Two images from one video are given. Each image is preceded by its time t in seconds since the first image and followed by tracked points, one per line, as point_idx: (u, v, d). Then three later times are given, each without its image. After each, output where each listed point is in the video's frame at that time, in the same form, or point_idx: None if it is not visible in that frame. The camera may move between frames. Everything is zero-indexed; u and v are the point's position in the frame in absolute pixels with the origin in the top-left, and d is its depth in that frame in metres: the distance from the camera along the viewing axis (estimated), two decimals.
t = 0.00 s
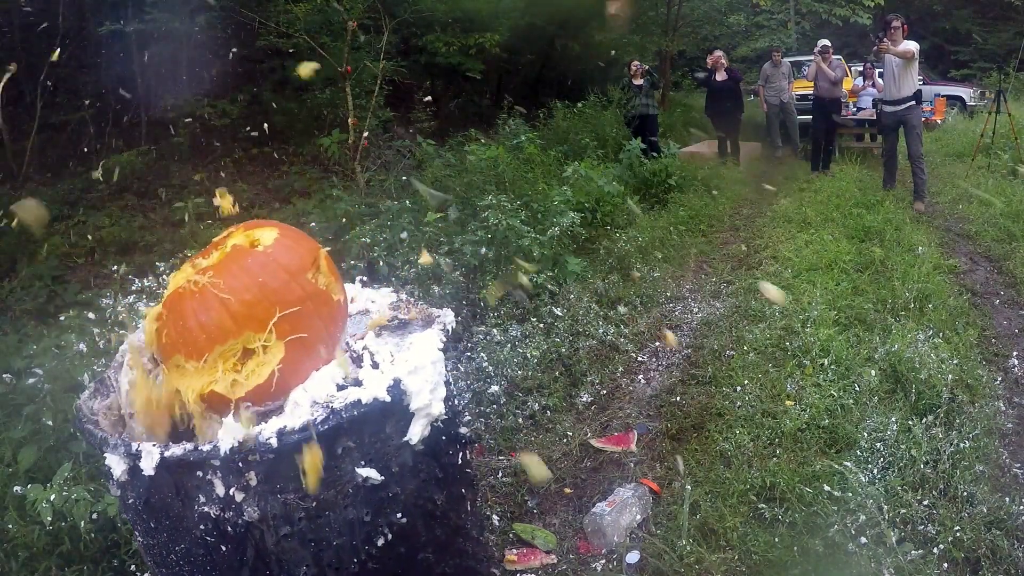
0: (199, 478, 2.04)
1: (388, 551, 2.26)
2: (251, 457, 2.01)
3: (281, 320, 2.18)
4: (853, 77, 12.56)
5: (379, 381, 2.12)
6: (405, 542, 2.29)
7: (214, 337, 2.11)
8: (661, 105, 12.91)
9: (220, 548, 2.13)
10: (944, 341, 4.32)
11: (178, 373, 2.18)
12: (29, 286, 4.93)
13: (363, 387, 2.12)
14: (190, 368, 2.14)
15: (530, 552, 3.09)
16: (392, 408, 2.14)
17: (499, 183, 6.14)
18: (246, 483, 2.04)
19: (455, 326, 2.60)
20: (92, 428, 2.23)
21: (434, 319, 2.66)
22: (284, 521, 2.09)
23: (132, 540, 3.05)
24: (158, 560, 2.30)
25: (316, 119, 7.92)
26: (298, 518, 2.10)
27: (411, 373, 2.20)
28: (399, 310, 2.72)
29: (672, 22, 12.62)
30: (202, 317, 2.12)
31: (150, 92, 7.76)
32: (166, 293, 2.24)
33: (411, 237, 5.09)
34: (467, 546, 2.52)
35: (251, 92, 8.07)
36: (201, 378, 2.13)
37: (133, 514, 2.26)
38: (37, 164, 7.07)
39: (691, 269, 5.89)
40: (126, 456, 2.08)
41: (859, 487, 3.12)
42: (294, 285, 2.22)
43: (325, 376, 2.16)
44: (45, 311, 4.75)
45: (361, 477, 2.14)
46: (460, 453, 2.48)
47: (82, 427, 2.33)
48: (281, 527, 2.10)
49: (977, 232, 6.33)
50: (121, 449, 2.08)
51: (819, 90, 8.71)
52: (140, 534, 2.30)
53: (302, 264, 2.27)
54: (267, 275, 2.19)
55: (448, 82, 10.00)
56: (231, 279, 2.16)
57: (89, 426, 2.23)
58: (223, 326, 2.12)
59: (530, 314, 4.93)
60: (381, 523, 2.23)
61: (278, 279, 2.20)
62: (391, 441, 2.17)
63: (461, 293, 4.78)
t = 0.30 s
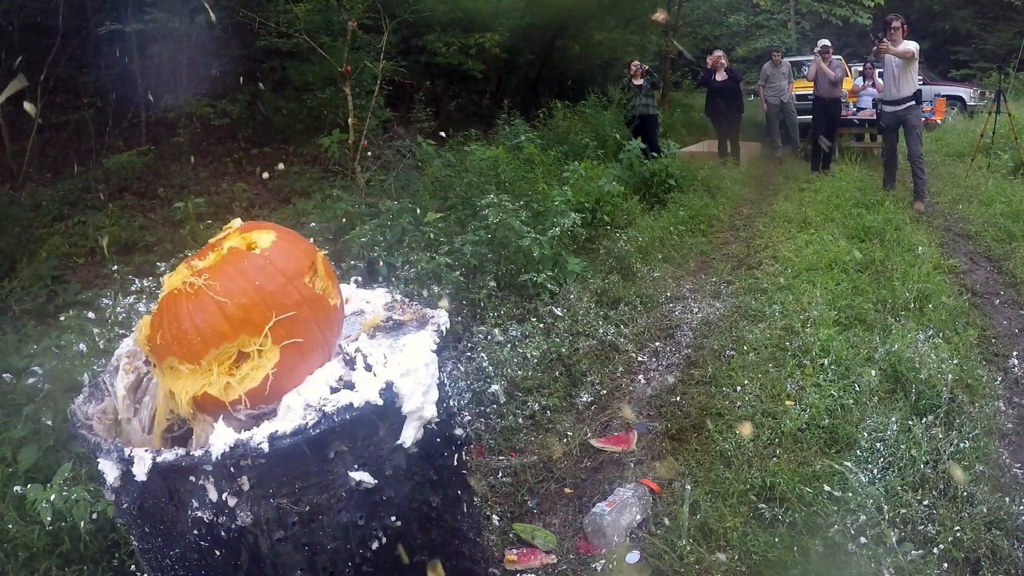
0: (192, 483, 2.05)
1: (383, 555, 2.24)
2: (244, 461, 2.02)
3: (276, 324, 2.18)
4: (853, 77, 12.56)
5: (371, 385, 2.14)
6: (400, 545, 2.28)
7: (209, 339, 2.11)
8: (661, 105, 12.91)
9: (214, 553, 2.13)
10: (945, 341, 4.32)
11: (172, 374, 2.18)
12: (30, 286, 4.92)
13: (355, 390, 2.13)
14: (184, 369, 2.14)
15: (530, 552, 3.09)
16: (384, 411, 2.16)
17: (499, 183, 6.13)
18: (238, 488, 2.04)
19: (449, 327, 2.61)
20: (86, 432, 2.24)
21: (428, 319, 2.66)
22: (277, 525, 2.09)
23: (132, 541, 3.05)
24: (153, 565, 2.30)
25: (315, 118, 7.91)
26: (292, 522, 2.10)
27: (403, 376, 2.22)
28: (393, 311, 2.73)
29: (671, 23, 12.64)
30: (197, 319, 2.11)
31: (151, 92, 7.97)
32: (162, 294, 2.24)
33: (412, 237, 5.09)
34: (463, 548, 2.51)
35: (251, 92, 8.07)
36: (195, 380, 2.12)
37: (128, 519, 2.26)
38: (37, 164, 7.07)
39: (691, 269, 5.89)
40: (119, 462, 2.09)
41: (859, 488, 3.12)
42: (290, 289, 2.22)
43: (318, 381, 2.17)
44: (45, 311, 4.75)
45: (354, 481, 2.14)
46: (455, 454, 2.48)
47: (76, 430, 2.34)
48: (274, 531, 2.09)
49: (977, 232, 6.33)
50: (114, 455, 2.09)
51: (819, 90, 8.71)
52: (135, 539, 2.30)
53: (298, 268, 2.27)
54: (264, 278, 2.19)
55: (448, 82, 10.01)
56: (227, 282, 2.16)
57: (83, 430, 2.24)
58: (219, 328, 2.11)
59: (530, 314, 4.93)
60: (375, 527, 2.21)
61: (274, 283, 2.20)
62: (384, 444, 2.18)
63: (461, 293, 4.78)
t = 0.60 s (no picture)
0: (193, 484, 2.05)
1: (384, 555, 2.25)
2: (246, 462, 2.01)
3: (278, 324, 2.18)
4: (853, 77, 12.55)
5: (373, 386, 2.14)
6: (401, 546, 2.28)
7: (210, 338, 2.11)
8: (661, 105, 12.92)
9: (216, 553, 2.13)
10: (945, 341, 4.32)
11: (174, 374, 2.18)
12: (29, 286, 4.92)
13: (357, 391, 2.13)
14: (186, 369, 2.14)
15: (530, 552, 3.09)
16: (386, 412, 2.16)
17: (499, 183, 6.13)
18: (240, 489, 2.04)
19: (450, 327, 2.61)
20: (86, 434, 2.23)
21: (429, 320, 2.66)
22: (279, 526, 2.09)
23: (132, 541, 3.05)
24: (153, 565, 2.30)
25: (315, 118, 7.91)
26: (293, 522, 2.10)
27: (405, 377, 2.22)
28: (395, 311, 2.73)
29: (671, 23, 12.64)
30: (198, 318, 2.12)
31: (150, 92, 8.09)
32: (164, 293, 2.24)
33: (411, 237, 5.09)
34: (465, 548, 2.51)
35: (252, 93, 8.08)
36: (197, 379, 2.12)
37: (128, 520, 2.26)
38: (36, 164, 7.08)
39: (691, 269, 5.89)
40: (120, 463, 2.09)
41: (860, 487, 3.12)
42: (291, 288, 2.22)
43: (320, 381, 2.17)
44: (45, 311, 4.75)
45: (356, 482, 2.14)
46: (456, 455, 2.48)
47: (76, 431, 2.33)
48: (276, 531, 2.09)
49: (977, 232, 6.32)
50: (116, 455, 2.10)
51: (819, 90, 8.71)
52: (136, 539, 2.30)
53: (299, 268, 2.27)
54: (265, 278, 2.19)
55: (447, 82, 10.01)
56: (228, 281, 2.16)
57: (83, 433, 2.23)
58: (219, 327, 2.11)
59: (530, 314, 4.94)
60: (377, 528, 2.21)
61: (275, 282, 2.20)
62: (386, 445, 2.18)
63: (461, 293, 4.78)
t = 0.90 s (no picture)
0: (193, 485, 2.04)
1: (385, 556, 2.26)
2: (246, 463, 2.01)
3: (282, 322, 2.18)
4: (853, 77, 12.55)
5: (373, 387, 2.15)
6: (402, 546, 2.29)
7: (213, 331, 2.11)
8: (662, 105, 12.92)
9: (216, 554, 2.12)
10: (945, 341, 4.32)
11: (174, 369, 2.17)
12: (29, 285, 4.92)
13: (357, 392, 2.14)
14: (187, 362, 2.13)
15: (530, 552, 3.09)
16: (387, 413, 2.17)
17: (499, 183, 6.13)
18: (240, 490, 2.04)
19: (450, 327, 2.62)
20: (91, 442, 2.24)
21: (429, 319, 2.67)
22: (280, 527, 2.09)
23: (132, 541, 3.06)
24: (153, 565, 2.31)
25: (315, 118, 7.90)
26: (294, 524, 2.10)
27: (406, 378, 2.23)
28: (395, 312, 2.73)
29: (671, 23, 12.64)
30: (202, 311, 2.12)
31: (150, 91, 8.14)
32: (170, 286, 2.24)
33: (411, 237, 5.09)
34: (465, 548, 2.51)
35: (251, 92, 8.08)
36: (198, 374, 2.11)
37: (128, 520, 2.27)
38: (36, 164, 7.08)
39: (691, 269, 5.89)
40: (121, 464, 2.14)
41: (860, 487, 3.12)
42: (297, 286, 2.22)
43: (320, 382, 2.18)
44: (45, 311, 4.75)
45: (357, 483, 2.14)
46: (456, 455, 2.48)
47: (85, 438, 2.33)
48: (276, 532, 2.09)
49: (977, 232, 6.32)
50: (116, 459, 2.15)
51: (819, 90, 8.71)
52: (136, 539, 2.31)
53: (305, 266, 2.28)
54: (271, 274, 2.19)
55: (448, 82, 10.01)
56: (234, 277, 2.16)
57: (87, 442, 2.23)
58: (223, 321, 2.11)
59: (530, 314, 4.94)
60: (377, 529, 2.22)
61: (281, 279, 2.20)
62: (387, 446, 2.18)
63: (461, 292, 4.78)
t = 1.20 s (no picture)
0: (200, 482, 2.04)
1: (390, 555, 2.25)
2: (253, 461, 2.01)
3: (286, 323, 2.19)
4: (853, 77, 12.55)
5: (380, 385, 2.15)
6: (407, 545, 2.29)
7: (217, 335, 2.11)
8: (662, 105, 12.92)
9: (221, 552, 2.12)
10: (944, 341, 4.33)
11: (180, 371, 2.18)
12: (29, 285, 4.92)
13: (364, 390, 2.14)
14: (192, 365, 2.14)
15: (530, 552, 3.09)
16: (393, 411, 2.16)
17: (499, 183, 6.12)
18: (247, 487, 2.04)
19: (455, 327, 2.62)
20: (92, 432, 2.21)
21: (433, 319, 2.67)
22: (285, 525, 2.09)
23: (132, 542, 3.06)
24: (157, 562, 2.30)
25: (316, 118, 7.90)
26: (300, 522, 2.09)
27: (412, 377, 2.23)
28: (399, 311, 2.73)
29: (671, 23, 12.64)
30: (206, 315, 2.12)
31: (150, 91, 8.18)
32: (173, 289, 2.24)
33: (411, 238, 5.09)
34: (469, 548, 2.50)
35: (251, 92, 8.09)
36: (203, 376, 2.12)
37: (133, 517, 2.26)
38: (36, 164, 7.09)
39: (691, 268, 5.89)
40: (127, 460, 2.09)
41: (860, 487, 3.12)
42: (300, 288, 2.22)
43: (326, 381, 2.19)
44: (45, 311, 4.75)
45: (363, 481, 2.15)
46: (461, 455, 2.48)
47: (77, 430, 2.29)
48: (282, 530, 2.09)
49: (977, 232, 6.32)
50: (122, 453, 2.09)
51: (819, 90, 8.72)
52: (141, 537, 2.30)
53: (307, 267, 2.28)
54: (273, 276, 2.19)
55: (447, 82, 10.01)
56: (237, 279, 2.16)
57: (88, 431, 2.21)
58: (227, 324, 2.11)
59: (530, 314, 4.93)
60: (382, 527, 2.22)
61: (284, 281, 2.20)
62: (393, 445, 2.18)
63: (461, 293, 4.78)
